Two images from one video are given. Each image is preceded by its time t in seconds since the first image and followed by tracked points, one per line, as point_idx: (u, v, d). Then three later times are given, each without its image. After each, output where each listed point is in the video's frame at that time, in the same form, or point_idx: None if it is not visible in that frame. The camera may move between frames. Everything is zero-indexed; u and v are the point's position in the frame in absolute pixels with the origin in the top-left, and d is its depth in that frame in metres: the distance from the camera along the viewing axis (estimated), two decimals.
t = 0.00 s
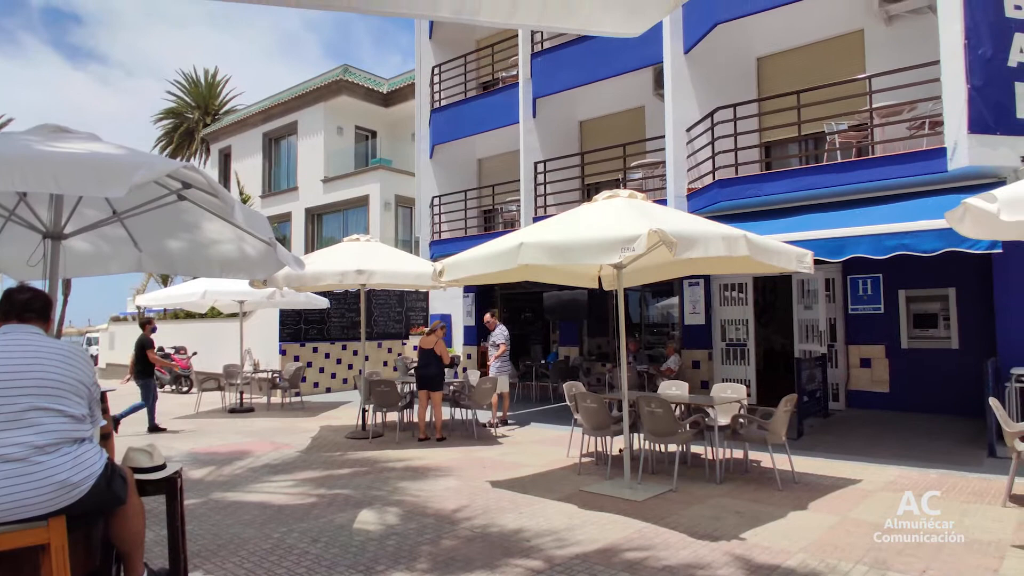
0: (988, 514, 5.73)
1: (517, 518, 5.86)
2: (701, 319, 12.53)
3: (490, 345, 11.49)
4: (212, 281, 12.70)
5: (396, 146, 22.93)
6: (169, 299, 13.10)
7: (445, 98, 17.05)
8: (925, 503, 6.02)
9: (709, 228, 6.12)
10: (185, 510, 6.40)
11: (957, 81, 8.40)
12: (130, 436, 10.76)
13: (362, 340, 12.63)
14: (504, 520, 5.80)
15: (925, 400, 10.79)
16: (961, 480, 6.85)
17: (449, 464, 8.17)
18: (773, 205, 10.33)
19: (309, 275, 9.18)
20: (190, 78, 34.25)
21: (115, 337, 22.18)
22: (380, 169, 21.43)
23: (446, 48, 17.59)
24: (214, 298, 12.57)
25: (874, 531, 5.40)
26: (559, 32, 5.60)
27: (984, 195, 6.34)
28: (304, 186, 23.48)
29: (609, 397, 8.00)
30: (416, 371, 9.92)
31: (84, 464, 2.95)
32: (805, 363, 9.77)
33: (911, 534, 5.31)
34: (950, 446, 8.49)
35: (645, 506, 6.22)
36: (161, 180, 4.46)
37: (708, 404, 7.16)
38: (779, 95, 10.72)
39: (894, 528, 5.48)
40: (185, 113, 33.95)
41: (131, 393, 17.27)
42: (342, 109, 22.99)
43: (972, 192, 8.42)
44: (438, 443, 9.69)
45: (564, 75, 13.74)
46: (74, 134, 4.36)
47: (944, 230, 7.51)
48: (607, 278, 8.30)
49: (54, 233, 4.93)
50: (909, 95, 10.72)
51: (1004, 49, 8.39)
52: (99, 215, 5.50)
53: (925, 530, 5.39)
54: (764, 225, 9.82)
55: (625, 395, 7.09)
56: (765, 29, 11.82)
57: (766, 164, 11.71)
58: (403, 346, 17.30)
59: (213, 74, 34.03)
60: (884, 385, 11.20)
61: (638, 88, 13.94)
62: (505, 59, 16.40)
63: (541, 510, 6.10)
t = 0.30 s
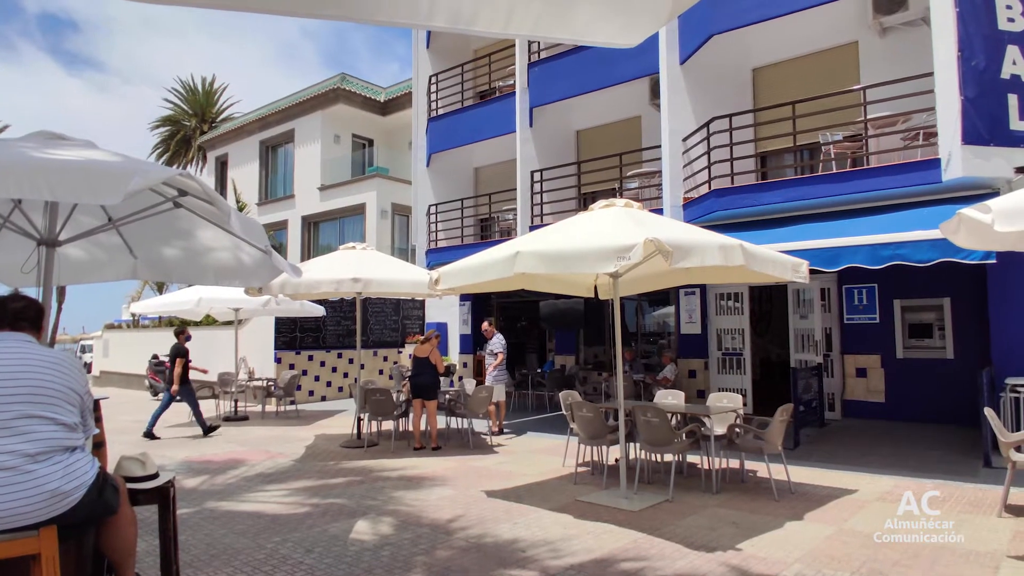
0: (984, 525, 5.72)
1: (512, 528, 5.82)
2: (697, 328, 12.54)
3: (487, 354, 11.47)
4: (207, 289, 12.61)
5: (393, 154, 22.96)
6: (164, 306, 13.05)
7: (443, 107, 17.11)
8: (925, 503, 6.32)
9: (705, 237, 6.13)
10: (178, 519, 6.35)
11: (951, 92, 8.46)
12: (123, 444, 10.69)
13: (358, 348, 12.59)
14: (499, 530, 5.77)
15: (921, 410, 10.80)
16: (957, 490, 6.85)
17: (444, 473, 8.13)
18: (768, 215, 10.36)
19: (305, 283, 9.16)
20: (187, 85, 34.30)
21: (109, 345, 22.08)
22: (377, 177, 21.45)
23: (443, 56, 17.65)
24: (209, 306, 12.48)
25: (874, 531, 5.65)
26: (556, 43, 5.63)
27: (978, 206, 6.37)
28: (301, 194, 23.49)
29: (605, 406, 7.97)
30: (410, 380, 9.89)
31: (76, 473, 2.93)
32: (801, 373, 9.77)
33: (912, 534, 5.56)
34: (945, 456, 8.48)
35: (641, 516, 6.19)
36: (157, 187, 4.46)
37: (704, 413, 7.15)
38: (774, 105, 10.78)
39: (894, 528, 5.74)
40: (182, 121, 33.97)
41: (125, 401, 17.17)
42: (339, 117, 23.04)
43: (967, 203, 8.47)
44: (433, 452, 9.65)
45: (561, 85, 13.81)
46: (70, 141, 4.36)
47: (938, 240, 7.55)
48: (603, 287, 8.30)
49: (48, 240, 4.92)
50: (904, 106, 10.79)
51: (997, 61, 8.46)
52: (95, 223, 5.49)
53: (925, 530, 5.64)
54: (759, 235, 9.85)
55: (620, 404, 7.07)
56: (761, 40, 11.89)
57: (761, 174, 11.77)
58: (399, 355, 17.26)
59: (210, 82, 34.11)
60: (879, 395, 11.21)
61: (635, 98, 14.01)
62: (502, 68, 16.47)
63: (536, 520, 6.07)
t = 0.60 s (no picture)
0: (982, 535, 5.70)
1: (509, 539, 5.79)
2: (694, 338, 12.56)
3: (484, 363, 11.43)
4: (204, 298, 12.58)
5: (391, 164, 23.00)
6: (160, 315, 13.02)
7: (440, 117, 17.18)
8: (925, 503, 6.62)
9: (702, 247, 6.15)
10: (172, 530, 6.29)
11: (946, 103, 8.52)
12: (116, 454, 10.62)
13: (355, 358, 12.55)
14: (495, 541, 5.74)
15: (918, 420, 10.79)
16: (955, 501, 6.84)
17: (441, 484, 8.09)
18: (764, 225, 10.38)
19: (302, 292, 9.15)
20: (186, 95, 34.38)
21: (104, 354, 21.97)
22: (375, 187, 21.48)
23: (441, 66, 17.74)
24: (205, 315, 12.44)
25: (875, 531, 5.95)
26: (553, 54, 5.66)
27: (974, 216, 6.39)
28: (299, 203, 23.51)
29: (602, 416, 7.96)
30: (406, 390, 9.85)
31: (69, 482, 2.91)
32: (797, 383, 9.77)
33: (911, 534, 5.82)
34: (943, 466, 8.47)
35: (638, 526, 6.16)
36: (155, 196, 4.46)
37: (701, 424, 7.13)
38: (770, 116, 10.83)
39: (894, 528, 6.02)
40: (180, 130, 34.02)
41: (119, 411, 17.06)
42: (337, 127, 23.11)
43: (962, 213, 8.50)
44: (430, 462, 9.60)
45: (558, 95, 13.87)
46: (68, 149, 4.37)
47: (933, 251, 7.58)
48: (601, 297, 8.31)
49: (45, 248, 4.91)
50: (898, 118, 10.87)
51: (991, 73, 8.53)
52: (92, 231, 5.48)
53: (925, 530, 5.90)
54: (756, 245, 9.87)
55: (619, 414, 7.05)
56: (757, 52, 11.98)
57: (758, 184, 11.81)
58: (396, 364, 17.22)
59: (209, 92, 34.19)
60: (877, 405, 11.20)
61: (632, 108, 14.08)
62: (500, 78, 16.56)
63: (533, 531, 6.04)
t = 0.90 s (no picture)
0: (982, 544, 5.68)
1: (507, 548, 5.76)
2: (693, 346, 12.56)
3: (482, 371, 11.40)
4: (202, 305, 12.55)
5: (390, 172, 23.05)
6: (158, 322, 12.99)
7: (440, 125, 17.24)
8: (925, 503, 6.87)
9: (701, 255, 6.15)
10: (169, 539, 6.25)
11: (943, 113, 8.56)
12: (113, 462, 10.56)
13: (353, 365, 12.52)
14: (494, 550, 5.71)
15: (917, 429, 10.78)
16: (955, 510, 6.82)
17: (440, 492, 8.05)
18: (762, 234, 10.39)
19: (301, 300, 9.14)
20: (186, 103, 34.48)
21: (102, 362, 21.91)
22: (375, 195, 21.51)
23: (440, 75, 17.81)
24: (204, 323, 12.42)
25: (875, 531, 6.21)
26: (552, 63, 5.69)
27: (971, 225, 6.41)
28: (298, 211, 23.53)
29: (602, 424, 7.96)
30: (405, 398, 9.83)
31: (66, 491, 2.89)
32: (797, 391, 9.75)
33: (911, 535, 6.02)
34: (942, 475, 8.46)
35: (638, 536, 6.13)
36: (154, 204, 4.47)
37: (700, 432, 7.14)
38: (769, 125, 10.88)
39: (895, 528, 6.25)
40: (180, 138, 34.08)
41: (117, 419, 17.00)
42: (337, 135, 23.17)
43: (960, 222, 8.54)
44: (428, 470, 9.56)
45: (557, 103, 13.92)
46: (68, 158, 4.38)
47: (931, 259, 7.60)
48: (600, 305, 8.32)
49: (43, 256, 4.90)
50: (895, 127, 10.92)
51: (988, 82, 8.57)
52: (90, 238, 5.47)
53: (926, 530, 6.11)
54: (755, 253, 9.88)
55: (618, 422, 7.03)
56: (755, 61, 12.04)
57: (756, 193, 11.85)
58: (395, 372, 17.18)
59: (209, 100, 34.29)
60: (876, 413, 11.19)
61: (631, 117, 14.14)
62: (499, 87, 16.63)
63: (532, 540, 6.02)
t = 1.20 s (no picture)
0: (984, 551, 5.65)
1: (508, 555, 5.74)
2: (694, 352, 12.54)
3: (482, 378, 11.38)
4: (203, 312, 12.54)
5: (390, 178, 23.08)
6: (158, 329, 12.98)
7: (440, 132, 17.28)
8: (926, 504, 7.09)
9: (701, 262, 6.15)
10: (168, 547, 6.23)
11: (942, 119, 8.58)
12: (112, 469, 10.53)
13: (353, 372, 12.50)
14: (495, 558, 5.68)
15: (918, 435, 10.75)
16: (957, 516, 6.79)
17: (440, 499, 8.03)
18: (763, 239, 10.39)
19: (301, 306, 9.13)
20: (187, 110, 34.59)
21: (103, 369, 21.89)
22: (375, 202, 21.54)
23: (441, 82, 17.86)
24: (204, 329, 12.40)
25: (875, 531, 6.36)
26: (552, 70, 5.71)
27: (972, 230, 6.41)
28: (299, 217, 23.56)
29: (602, 430, 7.93)
30: (405, 404, 9.81)
31: (65, 499, 2.89)
32: (798, 397, 9.72)
33: (911, 534, 6.19)
34: (944, 481, 8.43)
35: (639, 543, 6.11)
36: (155, 210, 4.46)
37: (701, 438, 7.11)
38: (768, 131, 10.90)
39: (896, 528, 6.45)
40: (181, 145, 34.14)
41: (116, 426, 16.96)
42: (337, 142, 23.23)
43: (960, 227, 8.55)
44: (428, 477, 9.54)
45: (557, 110, 13.95)
46: (69, 164, 4.39)
47: (932, 265, 7.59)
48: (600, 311, 8.31)
49: (44, 262, 4.90)
50: (894, 133, 10.95)
51: (987, 88, 8.59)
52: (91, 245, 5.47)
53: (926, 530, 6.30)
54: (755, 258, 9.89)
55: (618, 428, 7.01)
56: (754, 67, 12.08)
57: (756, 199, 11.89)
58: (395, 378, 17.16)
59: (210, 107, 34.39)
60: (877, 419, 11.17)
61: (631, 124, 14.18)
62: (499, 93, 16.67)
63: (532, 547, 5.99)
